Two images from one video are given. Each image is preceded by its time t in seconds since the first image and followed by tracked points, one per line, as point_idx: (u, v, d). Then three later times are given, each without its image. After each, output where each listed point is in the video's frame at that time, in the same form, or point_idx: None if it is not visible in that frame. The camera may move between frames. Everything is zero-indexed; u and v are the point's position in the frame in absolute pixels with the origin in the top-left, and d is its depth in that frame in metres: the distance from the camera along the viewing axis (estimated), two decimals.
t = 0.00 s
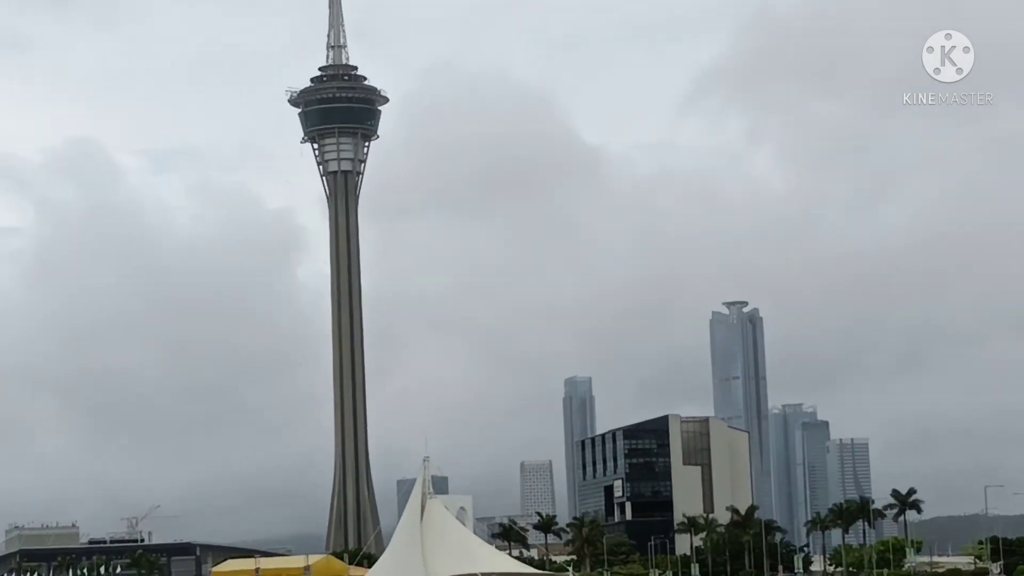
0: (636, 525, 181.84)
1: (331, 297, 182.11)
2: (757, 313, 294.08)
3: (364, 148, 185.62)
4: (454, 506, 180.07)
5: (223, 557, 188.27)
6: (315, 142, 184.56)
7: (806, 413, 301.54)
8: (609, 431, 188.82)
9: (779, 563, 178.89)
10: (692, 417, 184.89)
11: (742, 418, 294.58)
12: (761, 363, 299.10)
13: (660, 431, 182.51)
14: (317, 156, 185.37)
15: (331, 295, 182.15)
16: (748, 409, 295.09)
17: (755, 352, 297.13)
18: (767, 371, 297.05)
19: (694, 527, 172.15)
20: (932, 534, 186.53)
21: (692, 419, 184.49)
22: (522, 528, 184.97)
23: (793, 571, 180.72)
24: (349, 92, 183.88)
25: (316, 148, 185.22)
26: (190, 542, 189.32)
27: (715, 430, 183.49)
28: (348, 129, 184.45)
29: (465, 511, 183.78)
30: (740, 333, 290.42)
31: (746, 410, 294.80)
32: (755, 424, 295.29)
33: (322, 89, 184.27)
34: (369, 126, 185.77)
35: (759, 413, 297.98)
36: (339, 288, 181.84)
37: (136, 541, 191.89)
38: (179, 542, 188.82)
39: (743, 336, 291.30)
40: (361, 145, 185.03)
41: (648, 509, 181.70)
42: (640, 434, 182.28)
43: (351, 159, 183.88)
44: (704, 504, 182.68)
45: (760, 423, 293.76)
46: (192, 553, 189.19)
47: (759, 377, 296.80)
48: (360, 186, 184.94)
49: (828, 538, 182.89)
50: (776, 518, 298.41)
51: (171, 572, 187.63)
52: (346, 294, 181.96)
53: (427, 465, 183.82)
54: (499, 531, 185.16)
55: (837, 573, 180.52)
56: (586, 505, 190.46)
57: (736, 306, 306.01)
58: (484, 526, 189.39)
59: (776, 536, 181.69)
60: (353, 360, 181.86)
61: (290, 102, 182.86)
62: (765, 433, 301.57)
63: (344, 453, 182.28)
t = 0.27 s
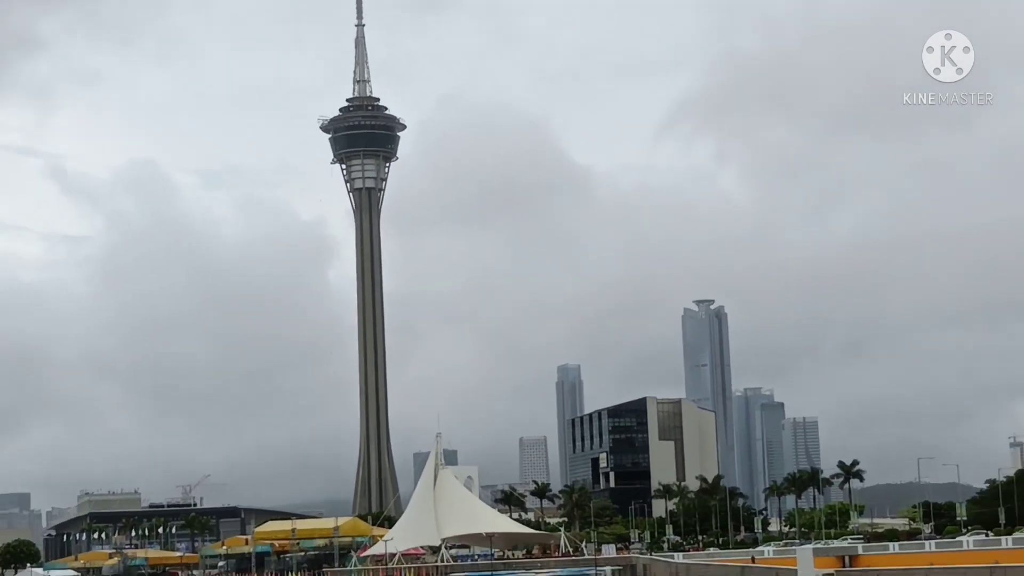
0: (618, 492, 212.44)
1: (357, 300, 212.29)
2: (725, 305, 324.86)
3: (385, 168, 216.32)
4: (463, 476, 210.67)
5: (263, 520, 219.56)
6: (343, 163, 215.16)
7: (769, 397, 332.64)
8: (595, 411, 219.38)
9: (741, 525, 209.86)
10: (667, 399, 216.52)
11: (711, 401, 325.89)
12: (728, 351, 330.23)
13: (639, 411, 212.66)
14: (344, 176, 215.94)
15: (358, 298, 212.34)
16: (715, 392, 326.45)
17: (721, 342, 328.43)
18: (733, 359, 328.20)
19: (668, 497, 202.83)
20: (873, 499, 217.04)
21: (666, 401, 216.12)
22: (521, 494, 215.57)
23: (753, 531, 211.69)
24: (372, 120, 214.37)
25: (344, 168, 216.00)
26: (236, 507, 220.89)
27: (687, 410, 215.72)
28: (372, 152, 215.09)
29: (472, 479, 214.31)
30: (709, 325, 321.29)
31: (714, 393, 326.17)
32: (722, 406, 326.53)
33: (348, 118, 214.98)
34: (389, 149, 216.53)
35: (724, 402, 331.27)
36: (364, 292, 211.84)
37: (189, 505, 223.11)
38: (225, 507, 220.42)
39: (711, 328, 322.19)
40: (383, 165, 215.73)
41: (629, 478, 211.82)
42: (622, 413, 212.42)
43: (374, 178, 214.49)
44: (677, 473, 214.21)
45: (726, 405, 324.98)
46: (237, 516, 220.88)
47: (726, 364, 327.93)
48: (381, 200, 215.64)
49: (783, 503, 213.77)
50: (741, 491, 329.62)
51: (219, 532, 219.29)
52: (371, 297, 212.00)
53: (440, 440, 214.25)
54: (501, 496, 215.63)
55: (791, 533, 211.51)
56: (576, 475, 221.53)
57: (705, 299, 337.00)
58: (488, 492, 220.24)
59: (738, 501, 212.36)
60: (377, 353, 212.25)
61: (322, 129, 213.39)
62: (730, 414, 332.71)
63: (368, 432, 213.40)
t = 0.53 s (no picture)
0: (610, 475, 231.34)
1: (370, 302, 231.00)
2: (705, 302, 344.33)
3: (395, 177, 235.04)
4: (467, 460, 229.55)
5: (283, 501, 238.89)
6: (357, 172, 233.84)
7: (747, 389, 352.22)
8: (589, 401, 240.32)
9: (723, 504, 228.44)
10: (655, 390, 236.93)
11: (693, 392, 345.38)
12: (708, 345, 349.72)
13: (629, 401, 232.62)
14: (358, 185, 234.31)
15: (370, 299, 231.12)
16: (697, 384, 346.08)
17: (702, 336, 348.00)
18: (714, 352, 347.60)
19: (656, 479, 221.47)
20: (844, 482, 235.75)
21: (654, 391, 236.50)
22: (520, 477, 234.61)
23: (734, 510, 230.34)
24: (384, 134, 233.03)
25: (357, 177, 234.66)
26: (259, 489, 240.55)
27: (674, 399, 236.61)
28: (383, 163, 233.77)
29: (475, 463, 233.24)
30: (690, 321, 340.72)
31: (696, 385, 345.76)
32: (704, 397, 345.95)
33: (362, 131, 233.67)
34: (399, 160, 235.24)
35: (710, 394, 354.69)
36: (377, 295, 230.44)
37: (215, 487, 243.56)
38: (249, 489, 240.02)
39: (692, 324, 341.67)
40: (394, 175, 234.47)
41: (619, 462, 230.87)
42: (614, 403, 232.13)
43: (386, 187, 233.20)
44: (664, 458, 234.39)
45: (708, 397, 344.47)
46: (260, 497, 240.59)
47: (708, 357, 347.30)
48: (392, 207, 234.39)
49: (761, 485, 232.70)
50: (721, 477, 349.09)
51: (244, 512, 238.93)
52: (383, 299, 230.65)
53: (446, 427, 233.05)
54: (502, 479, 234.86)
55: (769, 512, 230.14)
56: (572, 459, 243.12)
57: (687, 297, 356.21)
58: (489, 475, 239.35)
59: (720, 483, 231.25)
60: (388, 351, 230.97)
61: (338, 141, 232.07)
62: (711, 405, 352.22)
63: (380, 422, 232.75)
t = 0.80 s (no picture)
0: (603, 454, 252.60)
1: (383, 298, 251.93)
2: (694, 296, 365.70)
3: (406, 181, 255.91)
4: (472, 441, 250.80)
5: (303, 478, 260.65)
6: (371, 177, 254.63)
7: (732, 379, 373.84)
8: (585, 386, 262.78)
9: (707, 482, 249.37)
10: (644, 377, 259.06)
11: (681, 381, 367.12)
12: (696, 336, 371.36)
13: (621, 387, 254.56)
14: (373, 188, 255.54)
15: (384, 293, 252.12)
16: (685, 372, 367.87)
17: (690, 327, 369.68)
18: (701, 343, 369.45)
19: (645, 458, 242.42)
20: (818, 462, 256.69)
21: (644, 378, 258.62)
22: (521, 457, 255.91)
23: (717, 487, 251.31)
24: (397, 142, 253.84)
25: (372, 181, 255.47)
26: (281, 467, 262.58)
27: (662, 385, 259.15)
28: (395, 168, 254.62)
29: (480, 443, 254.40)
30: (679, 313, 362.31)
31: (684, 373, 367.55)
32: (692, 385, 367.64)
33: (376, 138, 254.41)
34: (410, 165, 256.09)
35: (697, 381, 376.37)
36: (390, 293, 251.27)
37: (241, 465, 267.04)
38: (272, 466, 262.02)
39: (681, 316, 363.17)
40: (405, 179, 255.32)
41: (612, 443, 251.99)
42: (607, 389, 254.04)
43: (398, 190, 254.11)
44: (652, 439, 256.52)
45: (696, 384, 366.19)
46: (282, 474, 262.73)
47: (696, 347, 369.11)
48: (403, 208, 255.28)
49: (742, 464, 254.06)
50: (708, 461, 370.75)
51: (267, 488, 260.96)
52: (395, 296, 251.52)
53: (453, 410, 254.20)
54: (504, 458, 256.29)
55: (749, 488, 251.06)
56: (569, 440, 265.97)
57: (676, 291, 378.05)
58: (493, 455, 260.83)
59: (704, 462, 252.44)
60: (400, 343, 252.04)
61: (354, 148, 252.89)
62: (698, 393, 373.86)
63: (393, 407, 254.20)
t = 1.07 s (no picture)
0: (604, 452, 252.74)
1: (384, 296, 251.97)
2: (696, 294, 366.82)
3: (407, 179, 255.65)
4: (473, 438, 250.91)
5: (305, 476, 260.93)
6: (372, 174, 254.53)
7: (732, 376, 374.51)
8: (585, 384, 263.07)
9: (708, 480, 249.43)
10: (646, 374, 259.34)
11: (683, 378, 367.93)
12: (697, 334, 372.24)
13: (622, 384, 254.70)
14: (373, 185, 255.02)
15: (385, 289, 251.87)
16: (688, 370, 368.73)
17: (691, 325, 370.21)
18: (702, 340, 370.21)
19: (646, 455, 242.37)
20: (819, 460, 256.64)
21: (645, 375, 258.88)
22: (522, 454, 256.08)
23: (718, 485, 251.28)
24: (397, 139, 253.58)
25: (372, 178, 255.27)
26: (282, 465, 263.07)
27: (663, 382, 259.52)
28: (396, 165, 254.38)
29: (481, 441, 254.46)
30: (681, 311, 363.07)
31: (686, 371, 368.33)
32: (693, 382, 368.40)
33: (376, 135, 254.14)
34: (411, 162, 255.86)
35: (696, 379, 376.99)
36: (391, 291, 251.18)
37: (242, 462, 267.70)
38: (273, 464, 262.45)
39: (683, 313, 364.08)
40: (406, 176, 255.06)
41: (613, 441, 252.11)
42: (608, 386, 254.25)
43: (398, 187, 253.89)
44: (653, 436, 256.77)
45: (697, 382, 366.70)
46: (283, 472, 263.11)
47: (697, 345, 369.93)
48: (404, 206, 255.04)
49: (743, 461, 254.30)
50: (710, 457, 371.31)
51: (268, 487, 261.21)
52: (396, 295, 251.45)
53: (455, 407, 254.31)
54: (505, 456, 256.57)
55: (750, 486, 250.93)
56: (570, 437, 266.57)
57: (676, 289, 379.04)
58: (494, 452, 261.03)
59: (706, 460, 252.68)
60: (401, 342, 251.97)
61: (354, 145, 252.69)
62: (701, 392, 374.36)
63: (393, 405, 254.12)
